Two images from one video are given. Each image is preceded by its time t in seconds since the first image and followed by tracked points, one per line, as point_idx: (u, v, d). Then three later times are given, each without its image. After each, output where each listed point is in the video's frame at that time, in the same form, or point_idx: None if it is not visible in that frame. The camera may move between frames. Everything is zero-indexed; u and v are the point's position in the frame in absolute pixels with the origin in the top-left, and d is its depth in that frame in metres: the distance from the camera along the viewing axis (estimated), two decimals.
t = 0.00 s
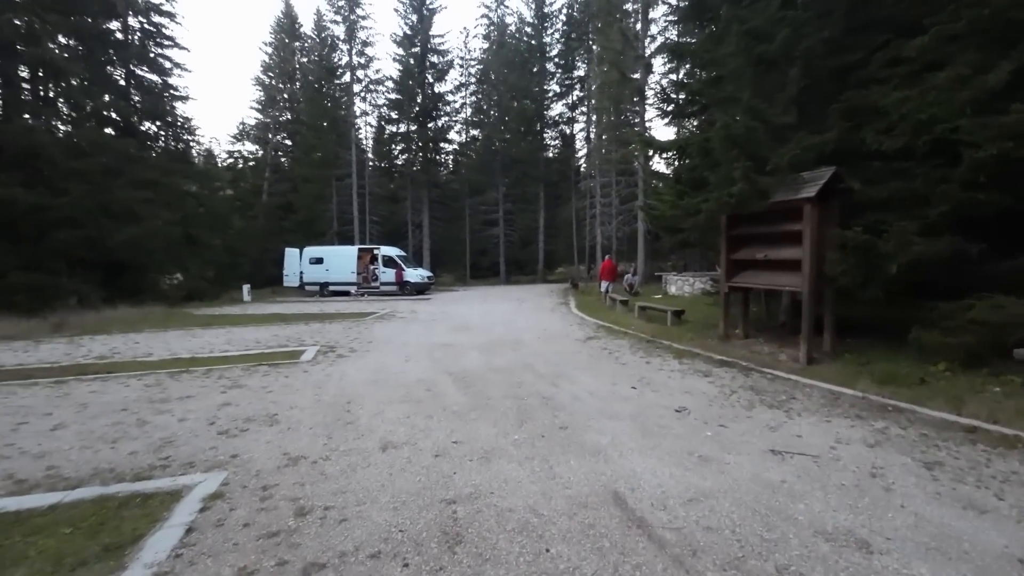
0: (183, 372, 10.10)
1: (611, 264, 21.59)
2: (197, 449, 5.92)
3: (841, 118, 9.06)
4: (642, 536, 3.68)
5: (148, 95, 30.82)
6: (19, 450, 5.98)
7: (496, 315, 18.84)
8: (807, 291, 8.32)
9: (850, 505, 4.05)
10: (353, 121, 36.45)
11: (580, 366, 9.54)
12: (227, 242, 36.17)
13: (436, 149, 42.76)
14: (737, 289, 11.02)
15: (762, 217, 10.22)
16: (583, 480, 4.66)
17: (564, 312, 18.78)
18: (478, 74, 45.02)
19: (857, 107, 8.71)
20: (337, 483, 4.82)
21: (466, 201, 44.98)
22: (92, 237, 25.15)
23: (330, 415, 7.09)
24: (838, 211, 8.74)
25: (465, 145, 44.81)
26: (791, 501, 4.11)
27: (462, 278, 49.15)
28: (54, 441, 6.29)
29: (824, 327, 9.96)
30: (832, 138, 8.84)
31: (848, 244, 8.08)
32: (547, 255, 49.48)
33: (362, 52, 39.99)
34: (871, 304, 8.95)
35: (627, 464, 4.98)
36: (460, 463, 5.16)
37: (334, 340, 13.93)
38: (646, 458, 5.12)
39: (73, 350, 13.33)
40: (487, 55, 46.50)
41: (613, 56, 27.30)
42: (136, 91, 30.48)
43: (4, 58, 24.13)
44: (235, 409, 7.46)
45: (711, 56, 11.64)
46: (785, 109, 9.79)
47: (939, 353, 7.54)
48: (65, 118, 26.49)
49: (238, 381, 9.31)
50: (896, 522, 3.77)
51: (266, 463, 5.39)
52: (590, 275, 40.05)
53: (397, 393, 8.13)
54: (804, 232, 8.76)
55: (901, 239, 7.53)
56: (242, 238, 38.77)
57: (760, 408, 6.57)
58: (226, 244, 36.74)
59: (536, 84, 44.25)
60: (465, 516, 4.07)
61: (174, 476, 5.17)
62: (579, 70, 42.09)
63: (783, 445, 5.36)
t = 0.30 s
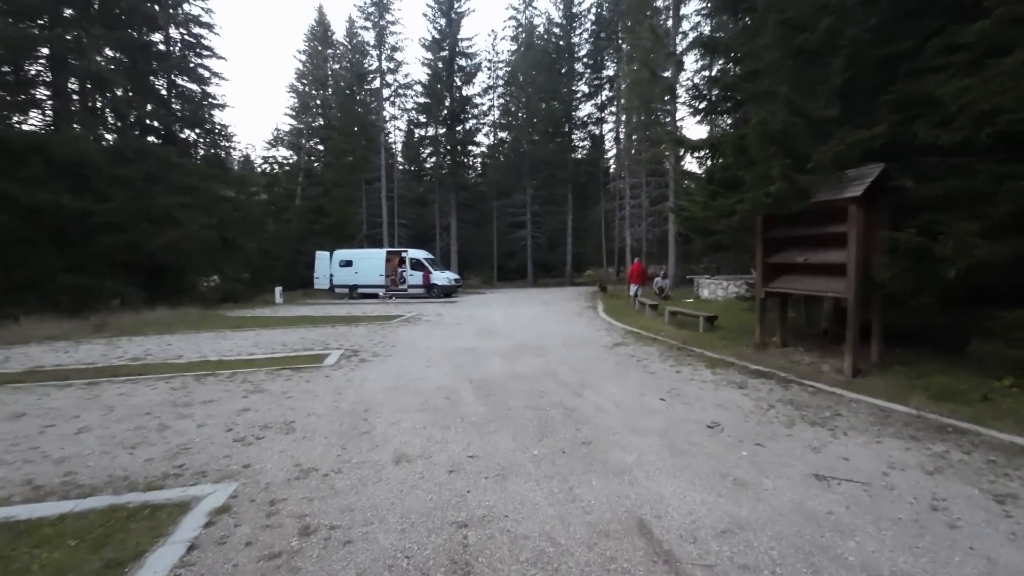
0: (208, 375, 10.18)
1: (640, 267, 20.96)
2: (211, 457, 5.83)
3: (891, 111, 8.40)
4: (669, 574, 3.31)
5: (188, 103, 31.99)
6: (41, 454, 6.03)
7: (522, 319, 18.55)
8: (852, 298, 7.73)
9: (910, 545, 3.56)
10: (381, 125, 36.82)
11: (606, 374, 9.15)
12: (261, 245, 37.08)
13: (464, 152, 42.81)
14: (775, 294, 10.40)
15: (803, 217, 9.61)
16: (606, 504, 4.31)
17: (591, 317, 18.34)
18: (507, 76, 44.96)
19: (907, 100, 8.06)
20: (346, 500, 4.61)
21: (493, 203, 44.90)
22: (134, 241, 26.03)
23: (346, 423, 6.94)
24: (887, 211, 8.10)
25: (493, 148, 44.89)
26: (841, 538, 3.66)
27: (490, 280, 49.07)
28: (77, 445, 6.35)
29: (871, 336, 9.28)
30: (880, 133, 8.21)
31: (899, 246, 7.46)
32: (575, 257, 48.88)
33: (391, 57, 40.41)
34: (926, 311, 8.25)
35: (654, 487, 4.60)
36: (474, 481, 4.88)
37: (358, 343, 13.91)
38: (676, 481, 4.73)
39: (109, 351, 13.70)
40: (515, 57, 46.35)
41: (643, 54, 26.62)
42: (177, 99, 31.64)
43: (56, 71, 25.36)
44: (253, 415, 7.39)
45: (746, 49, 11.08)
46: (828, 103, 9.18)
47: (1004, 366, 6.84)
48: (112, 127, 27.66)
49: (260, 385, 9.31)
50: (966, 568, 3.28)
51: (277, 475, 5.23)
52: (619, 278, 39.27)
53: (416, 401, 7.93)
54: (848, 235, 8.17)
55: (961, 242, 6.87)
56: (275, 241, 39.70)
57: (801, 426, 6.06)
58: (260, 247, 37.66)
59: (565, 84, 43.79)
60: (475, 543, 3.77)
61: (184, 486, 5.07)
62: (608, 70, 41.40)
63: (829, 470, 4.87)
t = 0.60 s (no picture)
0: (233, 374, 10.19)
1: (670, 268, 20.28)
2: (229, 461, 5.70)
3: (950, 97, 7.73)
4: None
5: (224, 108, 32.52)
6: (65, 453, 6.02)
7: (548, 320, 18.19)
8: (907, 300, 7.14)
9: None
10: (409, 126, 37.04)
11: (636, 379, 8.71)
12: (292, 246, 37.80)
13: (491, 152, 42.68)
14: (819, 296, 9.76)
15: (850, 213, 8.96)
16: (639, 524, 3.95)
17: (619, 319, 17.85)
18: (534, 76, 44.65)
19: (970, 84, 7.39)
20: (360, 511, 4.37)
21: (520, 203, 44.66)
22: (170, 241, 26.73)
23: (367, 427, 6.75)
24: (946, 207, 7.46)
25: (519, 148, 44.64)
26: None
27: (516, 281, 48.83)
28: (100, 444, 6.35)
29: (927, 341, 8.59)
30: (938, 121, 7.57)
31: (961, 244, 6.82)
32: (602, 258, 48.18)
33: (418, 59, 40.62)
34: (990, 315, 7.55)
35: (691, 506, 4.20)
36: (496, 494, 4.57)
37: (382, 344, 13.83)
38: (716, 499, 4.32)
39: (142, 349, 13.99)
40: (542, 56, 46.02)
41: (673, 49, 25.90)
42: (213, 104, 32.13)
43: (99, 80, 26.16)
44: (274, 417, 7.29)
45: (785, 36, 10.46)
46: (878, 91, 8.54)
47: None
48: (151, 132, 28.58)
49: (283, 386, 9.25)
50: None
51: (292, 482, 5.03)
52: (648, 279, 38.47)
53: (438, 405, 7.68)
54: (902, 232, 7.55)
55: None
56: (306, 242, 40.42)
57: (854, 440, 5.56)
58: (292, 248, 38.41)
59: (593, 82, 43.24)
60: (496, 565, 3.47)
61: (198, 491, 4.92)
62: (637, 66, 40.57)
63: (890, 493, 4.36)
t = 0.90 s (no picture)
0: (256, 375, 10.19)
1: (700, 268, 19.59)
2: (245, 466, 5.58)
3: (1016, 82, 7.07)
4: None
5: (256, 111, 33.10)
6: (86, 454, 6.01)
7: (573, 321, 17.83)
8: (967, 304, 6.55)
9: None
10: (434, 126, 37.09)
11: (665, 386, 8.29)
12: (320, 246, 38.37)
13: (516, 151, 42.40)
14: (863, 298, 9.15)
15: (900, 209, 8.34)
16: (671, 551, 3.60)
17: (647, 320, 17.34)
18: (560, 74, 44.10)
19: None
20: (373, 525, 4.15)
21: (545, 203, 44.29)
22: (203, 242, 27.37)
23: (386, 432, 6.56)
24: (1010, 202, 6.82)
25: (545, 147, 44.24)
26: None
27: (541, 281, 48.48)
28: (123, 444, 6.34)
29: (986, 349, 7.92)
30: (1002, 109, 6.92)
31: None
32: (628, 258, 47.41)
33: (444, 59, 40.66)
34: None
35: (731, 532, 3.82)
36: (516, 510, 4.30)
37: (405, 344, 13.71)
38: (758, 524, 3.94)
39: (172, 348, 14.23)
40: (568, 53, 45.52)
41: (703, 43, 25.13)
42: (245, 108, 32.71)
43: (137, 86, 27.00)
44: (293, 420, 7.17)
45: (826, 23, 9.85)
46: (932, 78, 7.91)
47: None
48: (186, 136, 29.34)
49: (305, 387, 9.17)
50: None
51: (305, 491, 4.86)
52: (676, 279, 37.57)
53: (459, 410, 7.45)
54: (960, 230, 6.95)
55: None
56: (333, 242, 40.99)
57: (909, 459, 5.08)
58: (320, 248, 39.02)
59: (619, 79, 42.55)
60: None
61: (211, 498, 4.79)
62: (666, 62, 39.68)
63: (959, 524, 3.88)
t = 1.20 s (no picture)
0: (273, 375, 10.14)
1: (728, 268, 18.87)
2: (251, 471, 5.42)
3: None
4: None
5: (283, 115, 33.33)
6: (98, 454, 5.97)
7: (595, 323, 17.40)
8: None
9: None
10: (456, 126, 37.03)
11: (691, 392, 7.84)
12: (345, 247, 38.82)
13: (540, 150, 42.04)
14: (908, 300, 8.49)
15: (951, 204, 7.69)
16: None
17: (672, 322, 16.78)
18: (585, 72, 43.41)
19: None
20: (373, 540, 3.90)
21: (568, 202, 43.82)
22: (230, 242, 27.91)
23: (397, 437, 6.33)
24: None
25: (569, 146, 43.74)
26: None
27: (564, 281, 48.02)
28: (135, 445, 6.29)
29: None
30: None
31: None
32: (654, 258, 46.53)
33: (467, 59, 40.60)
34: None
35: (764, 562, 3.43)
36: (527, 528, 3.99)
37: (423, 345, 13.54)
38: (794, 552, 3.54)
39: (196, 347, 14.43)
40: (592, 51, 44.94)
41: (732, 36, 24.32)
42: (273, 111, 32.90)
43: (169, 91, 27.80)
44: (304, 423, 7.02)
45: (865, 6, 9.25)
46: (986, 60, 7.27)
47: None
48: (216, 139, 29.93)
49: (320, 388, 9.06)
50: None
51: (307, 500, 4.65)
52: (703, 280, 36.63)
53: (473, 414, 7.18)
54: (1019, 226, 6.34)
55: None
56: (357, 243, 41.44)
57: (966, 479, 4.57)
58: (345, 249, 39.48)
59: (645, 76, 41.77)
60: None
61: (212, 505, 4.63)
62: (693, 57, 38.65)
63: None
